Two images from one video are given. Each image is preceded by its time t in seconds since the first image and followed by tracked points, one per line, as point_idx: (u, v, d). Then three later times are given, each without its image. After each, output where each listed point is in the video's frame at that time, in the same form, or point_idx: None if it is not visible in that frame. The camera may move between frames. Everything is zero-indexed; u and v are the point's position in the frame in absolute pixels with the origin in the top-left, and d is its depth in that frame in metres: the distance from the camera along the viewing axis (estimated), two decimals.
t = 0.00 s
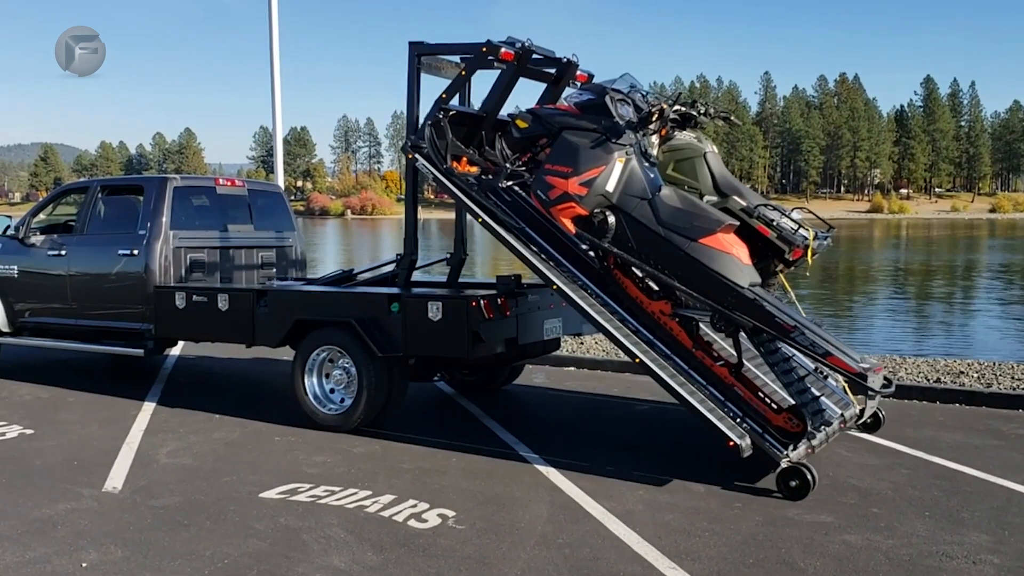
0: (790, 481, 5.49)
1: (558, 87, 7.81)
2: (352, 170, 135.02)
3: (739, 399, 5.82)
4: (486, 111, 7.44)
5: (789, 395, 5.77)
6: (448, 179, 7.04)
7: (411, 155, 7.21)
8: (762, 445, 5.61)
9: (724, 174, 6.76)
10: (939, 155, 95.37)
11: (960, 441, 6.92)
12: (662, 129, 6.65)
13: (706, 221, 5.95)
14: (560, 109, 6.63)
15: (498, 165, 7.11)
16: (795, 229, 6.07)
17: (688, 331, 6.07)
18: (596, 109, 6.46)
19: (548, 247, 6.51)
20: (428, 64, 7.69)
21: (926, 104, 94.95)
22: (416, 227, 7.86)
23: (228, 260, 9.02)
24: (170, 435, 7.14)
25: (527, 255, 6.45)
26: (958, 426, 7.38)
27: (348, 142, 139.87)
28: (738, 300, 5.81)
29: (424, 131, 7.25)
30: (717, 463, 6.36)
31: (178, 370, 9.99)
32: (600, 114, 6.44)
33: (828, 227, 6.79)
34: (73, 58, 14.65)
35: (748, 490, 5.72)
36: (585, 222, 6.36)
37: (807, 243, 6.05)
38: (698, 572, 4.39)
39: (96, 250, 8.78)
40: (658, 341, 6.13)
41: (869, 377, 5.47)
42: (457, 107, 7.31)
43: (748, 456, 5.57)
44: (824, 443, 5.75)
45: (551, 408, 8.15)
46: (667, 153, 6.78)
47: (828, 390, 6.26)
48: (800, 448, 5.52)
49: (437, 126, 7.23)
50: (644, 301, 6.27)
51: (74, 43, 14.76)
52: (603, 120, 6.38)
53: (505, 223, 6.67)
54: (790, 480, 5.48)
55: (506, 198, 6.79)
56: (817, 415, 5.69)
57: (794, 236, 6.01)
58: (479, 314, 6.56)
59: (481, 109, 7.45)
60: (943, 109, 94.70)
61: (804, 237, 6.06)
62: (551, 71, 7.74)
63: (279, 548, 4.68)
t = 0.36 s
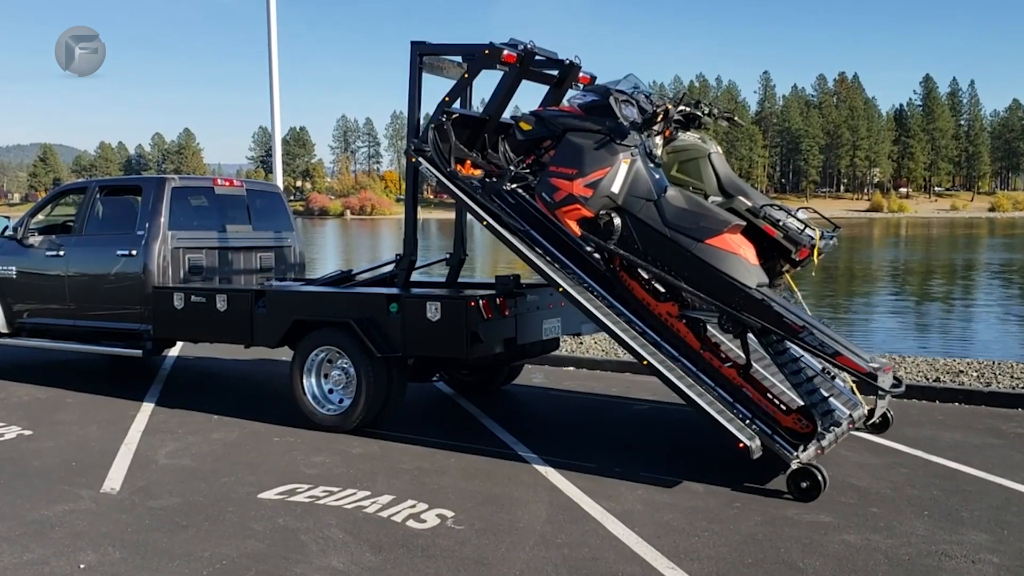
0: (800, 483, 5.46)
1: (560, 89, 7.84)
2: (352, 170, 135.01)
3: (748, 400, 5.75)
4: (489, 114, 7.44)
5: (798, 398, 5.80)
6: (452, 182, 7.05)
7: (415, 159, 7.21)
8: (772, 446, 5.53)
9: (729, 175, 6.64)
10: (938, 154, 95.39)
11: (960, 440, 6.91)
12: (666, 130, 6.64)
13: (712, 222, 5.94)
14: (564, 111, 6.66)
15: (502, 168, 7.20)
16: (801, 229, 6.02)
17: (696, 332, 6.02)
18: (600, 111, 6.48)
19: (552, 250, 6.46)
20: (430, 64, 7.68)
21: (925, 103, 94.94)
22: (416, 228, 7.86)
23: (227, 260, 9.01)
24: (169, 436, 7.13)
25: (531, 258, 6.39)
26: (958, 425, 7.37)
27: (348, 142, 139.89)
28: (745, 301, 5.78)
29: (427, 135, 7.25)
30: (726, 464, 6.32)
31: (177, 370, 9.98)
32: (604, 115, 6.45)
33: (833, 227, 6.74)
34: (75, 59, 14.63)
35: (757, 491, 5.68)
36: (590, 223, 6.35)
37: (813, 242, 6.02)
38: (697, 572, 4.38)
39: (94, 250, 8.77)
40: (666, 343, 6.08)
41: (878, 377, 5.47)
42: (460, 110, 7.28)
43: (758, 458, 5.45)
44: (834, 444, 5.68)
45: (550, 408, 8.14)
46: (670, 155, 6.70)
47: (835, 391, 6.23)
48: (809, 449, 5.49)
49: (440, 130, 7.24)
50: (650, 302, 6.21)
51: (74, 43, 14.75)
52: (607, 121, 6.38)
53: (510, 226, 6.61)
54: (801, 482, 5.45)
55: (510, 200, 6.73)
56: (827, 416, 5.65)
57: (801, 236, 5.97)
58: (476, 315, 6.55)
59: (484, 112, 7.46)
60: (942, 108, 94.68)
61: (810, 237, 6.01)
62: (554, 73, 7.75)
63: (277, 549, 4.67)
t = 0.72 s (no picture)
0: (811, 482, 5.43)
1: (563, 91, 7.82)
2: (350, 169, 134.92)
3: (756, 400, 5.75)
4: (491, 116, 7.36)
5: (807, 397, 5.75)
6: (456, 185, 7.01)
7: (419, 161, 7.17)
8: (782, 446, 5.52)
9: (732, 174, 6.70)
10: (937, 152, 95.41)
11: (958, 438, 6.92)
12: (669, 130, 6.64)
13: (719, 222, 5.95)
14: (568, 112, 6.66)
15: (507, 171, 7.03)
16: (806, 227, 6.02)
17: (703, 333, 6.02)
18: (604, 112, 6.50)
19: (557, 250, 6.43)
20: (432, 63, 7.68)
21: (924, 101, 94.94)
22: (415, 229, 7.85)
23: (224, 259, 9.00)
24: (167, 435, 7.13)
25: (536, 259, 6.33)
26: (956, 423, 7.38)
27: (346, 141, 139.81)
28: (753, 301, 5.80)
29: (430, 138, 7.22)
30: (734, 463, 6.30)
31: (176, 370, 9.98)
32: (608, 116, 6.46)
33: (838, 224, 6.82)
34: (74, 60, 14.61)
35: (769, 491, 5.65)
36: (595, 224, 6.34)
37: (820, 242, 6.00)
38: (695, 570, 4.38)
39: (92, 249, 8.77)
40: (673, 343, 6.06)
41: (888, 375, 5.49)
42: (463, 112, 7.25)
43: (768, 458, 5.42)
44: (843, 443, 5.67)
45: (549, 407, 8.15)
46: (674, 155, 6.69)
47: (843, 389, 6.22)
48: (819, 448, 5.46)
49: (443, 132, 7.20)
50: (657, 303, 6.20)
51: (74, 43, 14.77)
52: (612, 121, 6.38)
53: (514, 228, 6.55)
54: (812, 482, 5.42)
55: (515, 202, 6.70)
56: (837, 415, 5.62)
57: (806, 234, 5.96)
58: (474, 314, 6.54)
59: (487, 114, 7.38)
60: (941, 106, 94.69)
61: (816, 236, 6.00)
62: (556, 75, 7.75)
63: (275, 548, 4.67)
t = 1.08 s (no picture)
0: (823, 483, 5.40)
1: (568, 93, 7.77)
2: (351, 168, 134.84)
3: (767, 401, 5.71)
4: (498, 118, 7.41)
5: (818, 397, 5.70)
6: (462, 187, 7.01)
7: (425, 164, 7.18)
8: (793, 447, 5.48)
9: (739, 174, 6.73)
10: (938, 151, 95.34)
11: (958, 436, 6.91)
12: (675, 131, 6.59)
13: (727, 222, 5.97)
14: (574, 113, 6.69)
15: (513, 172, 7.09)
16: (815, 227, 5.99)
17: (712, 334, 5.99)
18: (611, 113, 6.49)
19: (564, 252, 6.41)
20: (437, 63, 7.65)
21: (926, 99, 94.84)
22: (417, 231, 7.83)
23: (225, 258, 9.00)
24: (168, 434, 7.14)
25: (544, 261, 6.32)
26: (957, 421, 7.38)
27: (348, 140, 139.81)
28: (763, 301, 5.80)
29: (436, 141, 7.24)
30: (746, 463, 6.25)
31: (177, 369, 9.99)
32: (614, 117, 6.47)
33: (846, 224, 6.77)
34: (74, 60, 14.65)
35: (780, 491, 5.62)
36: (602, 225, 6.32)
37: (828, 241, 5.99)
38: (695, 568, 4.39)
39: (93, 248, 8.78)
40: (682, 345, 6.03)
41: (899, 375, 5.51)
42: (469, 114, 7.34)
43: (780, 458, 5.41)
44: (853, 443, 5.64)
45: (550, 405, 8.15)
46: (681, 155, 6.68)
47: (853, 390, 6.21)
48: (831, 448, 5.43)
49: (450, 136, 7.25)
50: (666, 305, 6.17)
51: (74, 43, 14.77)
52: (618, 122, 6.39)
53: (522, 230, 6.55)
54: (824, 482, 5.38)
55: (522, 205, 6.70)
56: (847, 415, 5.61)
57: (815, 234, 5.93)
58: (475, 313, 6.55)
59: (493, 116, 7.42)
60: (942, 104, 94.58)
61: (824, 235, 5.99)
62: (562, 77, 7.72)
63: (276, 547, 4.68)
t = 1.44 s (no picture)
0: (834, 483, 5.39)
1: (572, 95, 7.76)
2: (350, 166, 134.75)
3: (777, 401, 5.71)
4: (502, 121, 7.41)
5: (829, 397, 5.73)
6: (468, 189, 7.04)
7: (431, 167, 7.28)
8: (804, 447, 5.47)
9: (745, 175, 6.84)
10: (938, 150, 95.32)
11: (957, 435, 6.92)
12: (680, 132, 6.60)
13: (735, 221, 5.93)
14: (580, 114, 6.65)
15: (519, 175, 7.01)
16: (822, 227, 6.01)
17: (721, 334, 6.02)
18: (618, 113, 6.47)
19: (571, 254, 6.45)
20: (441, 63, 7.68)
21: (926, 99, 94.82)
22: (418, 230, 7.83)
23: (225, 256, 9.01)
24: (167, 431, 7.15)
25: (551, 262, 6.37)
26: (956, 420, 7.39)
27: (348, 139, 139.74)
28: (772, 301, 5.81)
29: (442, 144, 7.31)
30: (756, 464, 6.22)
31: (176, 366, 9.99)
32: (621, 117, 6.45)
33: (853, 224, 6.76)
34: (76, 62, 14.71)
35: (790, 491, 5.60)
36: (610, 226, 6.32)
37: (835, 240, 5.99)
38: (693, 566, 4.40)
39: (93, 246, 8.78)
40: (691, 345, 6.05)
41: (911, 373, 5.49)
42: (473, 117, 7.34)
43: (790, 459, 5.43)
44: (864, 442, 5.63)
45: (549, 404, 8.16)
46: (687, 156, 6.80)
47: (862, 388, 6.22)
48: (841, 448, 5.44)
49: (455, 139, 7.28)
50: (674, 305, 6.19)
51: (74, 44, 14.80)
52: (624, 123, 6.38)
53: (530, 232, 6.59)
54: (835, 483, 5.38)
55: (528, 207, 6.73)
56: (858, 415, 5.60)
57: (822, 233, 5.95)
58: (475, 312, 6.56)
59: (498, 119, 7.42)
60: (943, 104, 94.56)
61: (831, 235, 5.99)
62: (567, 78, 7.70)
63: (274, 544, 4.69)
